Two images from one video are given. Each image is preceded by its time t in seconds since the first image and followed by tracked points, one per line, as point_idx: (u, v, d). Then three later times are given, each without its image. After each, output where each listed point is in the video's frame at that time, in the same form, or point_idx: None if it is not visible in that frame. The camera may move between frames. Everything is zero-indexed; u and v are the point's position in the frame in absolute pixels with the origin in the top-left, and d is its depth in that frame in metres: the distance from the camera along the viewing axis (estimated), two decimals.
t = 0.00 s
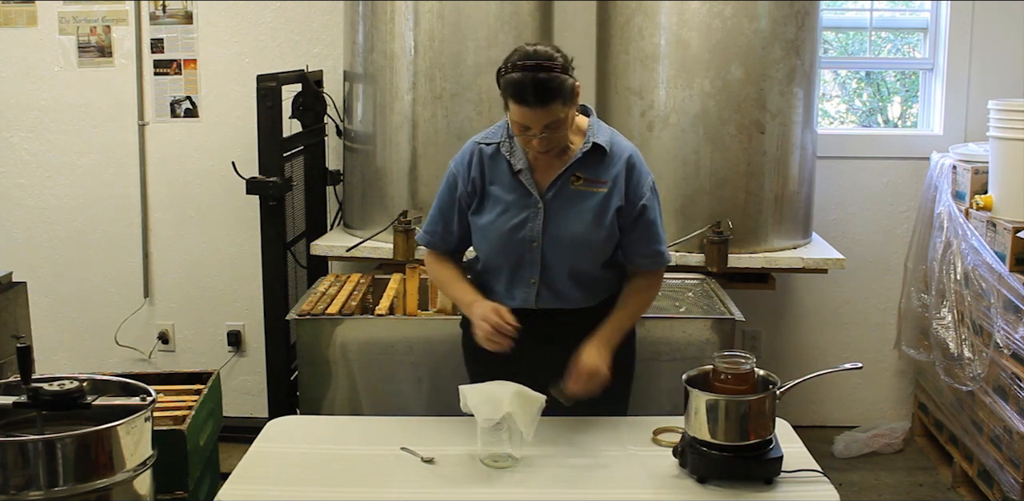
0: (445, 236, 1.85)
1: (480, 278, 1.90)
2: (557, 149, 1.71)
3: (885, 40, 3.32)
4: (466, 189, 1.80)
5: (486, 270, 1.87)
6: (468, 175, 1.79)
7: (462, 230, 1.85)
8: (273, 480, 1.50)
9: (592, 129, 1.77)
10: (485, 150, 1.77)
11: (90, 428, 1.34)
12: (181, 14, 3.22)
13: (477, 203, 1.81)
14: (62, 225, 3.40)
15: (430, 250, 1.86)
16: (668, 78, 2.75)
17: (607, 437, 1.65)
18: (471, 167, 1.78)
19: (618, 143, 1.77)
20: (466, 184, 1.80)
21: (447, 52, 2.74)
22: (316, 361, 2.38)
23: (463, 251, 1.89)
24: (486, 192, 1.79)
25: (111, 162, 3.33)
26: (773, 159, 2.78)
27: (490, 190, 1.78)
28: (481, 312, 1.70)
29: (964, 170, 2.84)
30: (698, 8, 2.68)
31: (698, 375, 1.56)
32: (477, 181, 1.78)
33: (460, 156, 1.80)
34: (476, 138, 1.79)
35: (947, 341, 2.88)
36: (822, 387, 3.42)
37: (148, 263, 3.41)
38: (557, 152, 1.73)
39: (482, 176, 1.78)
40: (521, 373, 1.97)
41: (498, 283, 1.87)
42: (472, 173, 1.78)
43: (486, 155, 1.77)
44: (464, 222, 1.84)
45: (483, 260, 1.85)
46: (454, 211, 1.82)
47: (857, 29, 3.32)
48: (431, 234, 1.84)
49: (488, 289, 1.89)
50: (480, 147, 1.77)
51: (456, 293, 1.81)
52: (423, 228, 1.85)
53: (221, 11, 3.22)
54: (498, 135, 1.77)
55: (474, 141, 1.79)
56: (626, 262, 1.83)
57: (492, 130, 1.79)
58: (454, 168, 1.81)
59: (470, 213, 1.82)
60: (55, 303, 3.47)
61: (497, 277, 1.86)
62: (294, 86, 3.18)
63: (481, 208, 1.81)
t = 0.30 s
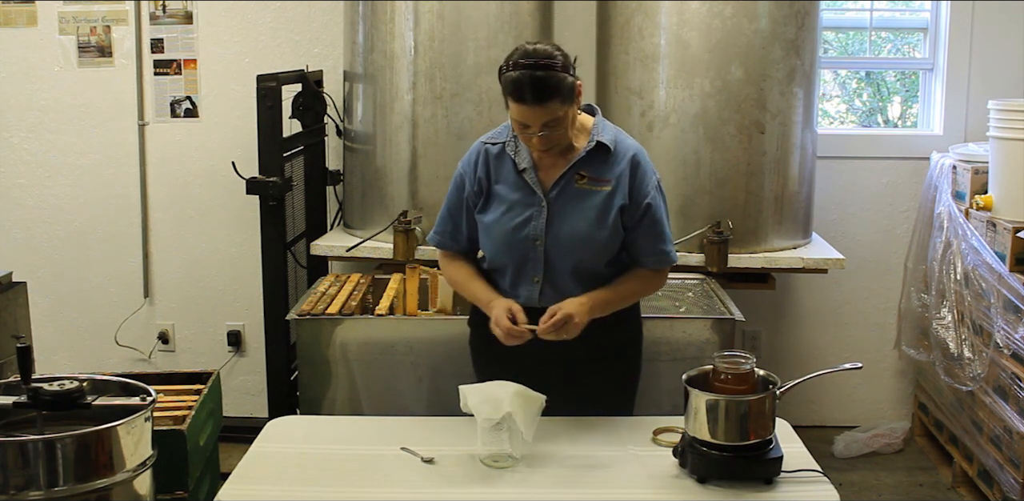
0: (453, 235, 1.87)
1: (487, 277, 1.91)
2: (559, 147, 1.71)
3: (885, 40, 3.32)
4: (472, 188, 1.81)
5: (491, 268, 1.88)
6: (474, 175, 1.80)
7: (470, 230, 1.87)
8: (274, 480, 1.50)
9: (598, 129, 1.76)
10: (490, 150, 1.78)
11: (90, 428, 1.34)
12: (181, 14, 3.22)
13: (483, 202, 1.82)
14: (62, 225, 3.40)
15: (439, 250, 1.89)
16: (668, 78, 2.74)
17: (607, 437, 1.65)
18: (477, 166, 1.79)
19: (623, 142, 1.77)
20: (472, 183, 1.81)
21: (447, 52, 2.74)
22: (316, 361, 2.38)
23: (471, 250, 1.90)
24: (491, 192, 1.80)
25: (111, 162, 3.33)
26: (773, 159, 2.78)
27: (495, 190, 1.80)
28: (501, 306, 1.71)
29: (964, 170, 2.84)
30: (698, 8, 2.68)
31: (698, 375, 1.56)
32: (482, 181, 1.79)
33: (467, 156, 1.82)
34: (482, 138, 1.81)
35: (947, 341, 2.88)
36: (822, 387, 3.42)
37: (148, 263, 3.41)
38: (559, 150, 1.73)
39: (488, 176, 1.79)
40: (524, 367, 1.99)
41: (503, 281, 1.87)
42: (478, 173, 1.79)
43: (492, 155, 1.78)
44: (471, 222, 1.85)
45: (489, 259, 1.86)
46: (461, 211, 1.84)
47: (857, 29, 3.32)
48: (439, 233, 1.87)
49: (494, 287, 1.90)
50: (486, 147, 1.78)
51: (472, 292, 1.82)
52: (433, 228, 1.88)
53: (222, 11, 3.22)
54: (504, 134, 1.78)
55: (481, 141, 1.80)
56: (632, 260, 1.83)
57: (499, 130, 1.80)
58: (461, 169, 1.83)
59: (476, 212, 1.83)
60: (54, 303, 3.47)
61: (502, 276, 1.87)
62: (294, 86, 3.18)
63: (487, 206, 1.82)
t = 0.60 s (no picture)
0: (452, 237, 1.88)
1: (485, 278, 1.92)
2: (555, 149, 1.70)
3: (885, 40, 3.31)
4: (470, 191, 1.82)
5: (489, 271, 1.89)
6: (472, 178, 1.81)
7: (468, 233, 1.87)
8: (274, 480, 1.50)
9: (596, 131, 1.76)
10: (488, 153, 1.78)
11: (89, 428, 1.34)
12: (181, 14, 3.22)
13: (481, 205, 1.82)
14: (62, 225, 3.40)
15: (436, 251, 1.90)
16: (668, 78, 2.75)
17: (607, 437, 1.65)
18: (476, 169, 1.80)
19: (620, 144, 1.76)
20: (470, 186, 1.82)
21: (447, 52, 2.74)
22: (316, 361, 2.38)
23: (469, 252, 1.91)
24: (489, 195, 1.81)
25: (111, 161, 3.33)
26: (773, 159, 2.78)
27: (493, 192, 1.80)
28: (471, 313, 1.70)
29: (964, 170, 2.84)
30: (698, 8, 2.68)
31: (698, 375, 1.56)
32: (480, 184, 1.80)
33: (467, 159, 1.82)
34: (481, 141, 1.81)
35: (947, 341, 2.88)
36: (822, 387, 3.42)
37: (148, 263, 3.41)
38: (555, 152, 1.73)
39: (485, 179, 1.80)
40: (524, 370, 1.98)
41: (501, 283, 1.88)
42: (476, 176, 1.80)
43: (489, 158, 1.78)
44: (469, 224, 1.86)
45: (487, 261, 1.87)
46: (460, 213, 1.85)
47: (857, 29, 3.32)
48: (438, 234, 1.88)
49: (492, 289, 1.91)
50: (484, 150, 1.78)
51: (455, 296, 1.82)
52: (432, 229, 1.89)
53: (222, 12, 3.22)
54: (502, 137, 1.78)
55: (479, 144, 1.81)
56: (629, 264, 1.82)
57: (497, 132, 1.80)
58: (460, 171, 1.84)
59: (475, 214, 1.84)
60: (55, 303, 3.47)
61: (499, 277, 1.87)
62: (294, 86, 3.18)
63: (485, 209, 1.83)
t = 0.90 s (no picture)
0: (449, 243, 1.83)
1: (478, 282, 1.92)
2: (545, 153, 1.70)
3: (885, 40, 3.31)
4: (462, 197, 1.81)
5: (481, 276, 1.89)
6: (463, 184, 1.80)
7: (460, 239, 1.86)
8: (274, 480, 1.50)
9: (585, 134, 1.76)
10: (479, 158, 1.77)
11: (89, 428, 1.34)
12: (181, 14, 3.22)
13: (472, 211, 1.82)
14: (62, 225, 3.40)
15: (432, 260, 1.85)
16: (668, 78, 2.75)
17: (607, 437, 1.65)
18: (467, 175, 1.79)
19: (609, 146, 1.76)
20: (461, 192, 1.81)
21: (447, 52, 2.74)
22: (316, 361, 2.38)
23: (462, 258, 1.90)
24: (479, 200, 1.80)
25: (111, 161, 3.33)
26: (773, 159, 2.78)
27: (483, 198, 1.79)
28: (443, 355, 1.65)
29: (964, 170, 2.84)
30: (698, 8, 2.68)
31: (698, 375, 1.56)
32: (471, 190, 1.79)
33: (457, 165, 1.81)
34: (471, 145, 1.80)
35: (947, 341, 2.88)
36: (822, 387, 3.42)
37: (148, 263, 3.41)
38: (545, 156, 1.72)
39: (476, 184, 1.79)
40: (521, 369, 2.00)
41: (494, 288, 1.88)
42: (467, 181, 1.79)
43: (479, 163, 1.77)
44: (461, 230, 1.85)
45: (479, 267, 1.87)
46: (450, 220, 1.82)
47: (857, 29, 3.32)
48: (433, 243, 1.83)
49: (486, 293, 1.91)
50: (474, 155, 1.77)
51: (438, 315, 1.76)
52: (427, 237, 1.84)
53: (222, 11, 3.22)
54: (491, 141, 1.77)
55: (469, 149, 1.80)
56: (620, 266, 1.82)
57: (487, 137, 1.79)
58: (451, 177, 1.83)
59: (465, 220, 1.83)
60: (55, 303, 3.47)
61: (492, 282, 1.88)
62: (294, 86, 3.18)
63: (476, 215, 1.82)
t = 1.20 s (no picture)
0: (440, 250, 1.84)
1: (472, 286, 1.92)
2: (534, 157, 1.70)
3: (885, 40, 3.31)
4: (452, 203, 1.81)
5: (475, 280, 1.89)
6: (453, 189, 1.79)
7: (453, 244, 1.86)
8: (274, 480, 1.50)
9: (574, 135, 1.76)
10: (469, 162, 1.76)
11: (89, 428, 1.34)
12: (181, 14, 3.22)
13: (463, 216, 1.81)
14: (62, 225, 3.40)
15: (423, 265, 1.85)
16: (668, 78, 2.74)
17: (606, 437, 1.65)
18: (456, 180, 1.78)
19: (599, 147, 1.76)
20: (452, 198, 1.80)
21: (447, 51, 2.74)
22: (316, 361, 2.38)
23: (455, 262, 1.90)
24: (470, 205, 1.80)
25: (111, 161, 3.33)
26: (773, 159, 2.78)
27: (473, 203, 1.79)
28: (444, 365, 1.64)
29: (964, 170, 2.84)
30: (698, 8, 2.68)
31: (698, 375, 1.56)
32: (461, 195, 1.79)
33: (447, 170, 1.80)
34: (459, 150, 1.79)
35: (947, 341, 2.88)
36: (822, 387, 3.42)
37: (148, 263, 3.41)
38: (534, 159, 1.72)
39: (466, 189, 1.78)
40: (516, 370, 1.99)
41: (488, 292, 1.88)
42: (457, 185, 1.78)
43: (469, 168, 1.77)
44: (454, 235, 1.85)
45: (472, 271, 1.87)
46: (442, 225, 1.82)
47: (857, 29, 3.32)
48: (424, 249, 1.84)
49: (480, 296, 1.91)
50: (463, 159, 1.77)
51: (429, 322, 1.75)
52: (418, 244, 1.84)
53: (222, 11, 3.22)
54: (480, 145, 1.76)
55: (458, 153, 1.79)
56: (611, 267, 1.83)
57: (476, 140, 1.79)
58: (440, 182, 1.82)
59: (457, 225, 1.82)
60: (54, 303, 3.47)
61: (486, 286, 1.88)
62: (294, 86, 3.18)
63: (467, 220, 1.82)
